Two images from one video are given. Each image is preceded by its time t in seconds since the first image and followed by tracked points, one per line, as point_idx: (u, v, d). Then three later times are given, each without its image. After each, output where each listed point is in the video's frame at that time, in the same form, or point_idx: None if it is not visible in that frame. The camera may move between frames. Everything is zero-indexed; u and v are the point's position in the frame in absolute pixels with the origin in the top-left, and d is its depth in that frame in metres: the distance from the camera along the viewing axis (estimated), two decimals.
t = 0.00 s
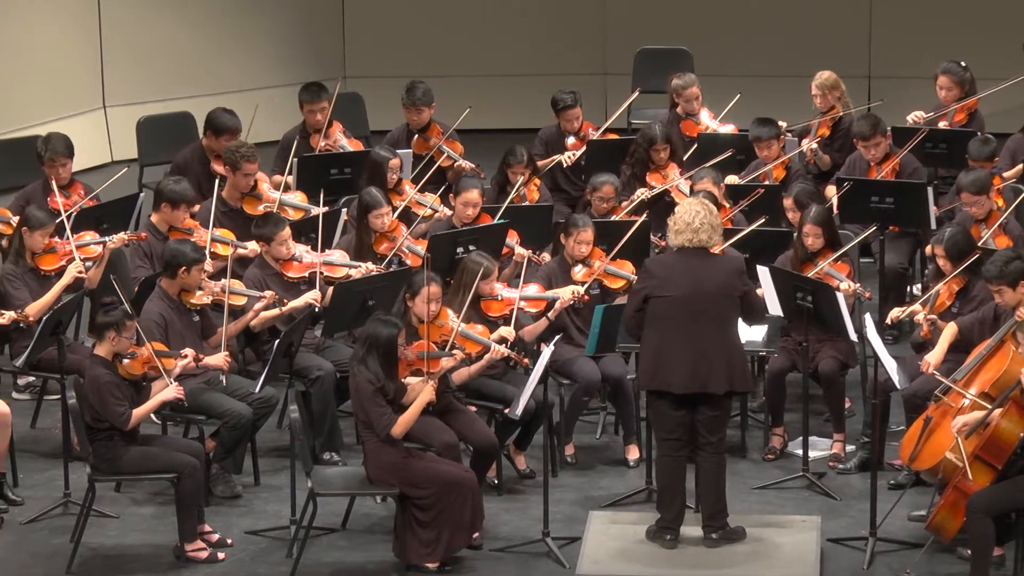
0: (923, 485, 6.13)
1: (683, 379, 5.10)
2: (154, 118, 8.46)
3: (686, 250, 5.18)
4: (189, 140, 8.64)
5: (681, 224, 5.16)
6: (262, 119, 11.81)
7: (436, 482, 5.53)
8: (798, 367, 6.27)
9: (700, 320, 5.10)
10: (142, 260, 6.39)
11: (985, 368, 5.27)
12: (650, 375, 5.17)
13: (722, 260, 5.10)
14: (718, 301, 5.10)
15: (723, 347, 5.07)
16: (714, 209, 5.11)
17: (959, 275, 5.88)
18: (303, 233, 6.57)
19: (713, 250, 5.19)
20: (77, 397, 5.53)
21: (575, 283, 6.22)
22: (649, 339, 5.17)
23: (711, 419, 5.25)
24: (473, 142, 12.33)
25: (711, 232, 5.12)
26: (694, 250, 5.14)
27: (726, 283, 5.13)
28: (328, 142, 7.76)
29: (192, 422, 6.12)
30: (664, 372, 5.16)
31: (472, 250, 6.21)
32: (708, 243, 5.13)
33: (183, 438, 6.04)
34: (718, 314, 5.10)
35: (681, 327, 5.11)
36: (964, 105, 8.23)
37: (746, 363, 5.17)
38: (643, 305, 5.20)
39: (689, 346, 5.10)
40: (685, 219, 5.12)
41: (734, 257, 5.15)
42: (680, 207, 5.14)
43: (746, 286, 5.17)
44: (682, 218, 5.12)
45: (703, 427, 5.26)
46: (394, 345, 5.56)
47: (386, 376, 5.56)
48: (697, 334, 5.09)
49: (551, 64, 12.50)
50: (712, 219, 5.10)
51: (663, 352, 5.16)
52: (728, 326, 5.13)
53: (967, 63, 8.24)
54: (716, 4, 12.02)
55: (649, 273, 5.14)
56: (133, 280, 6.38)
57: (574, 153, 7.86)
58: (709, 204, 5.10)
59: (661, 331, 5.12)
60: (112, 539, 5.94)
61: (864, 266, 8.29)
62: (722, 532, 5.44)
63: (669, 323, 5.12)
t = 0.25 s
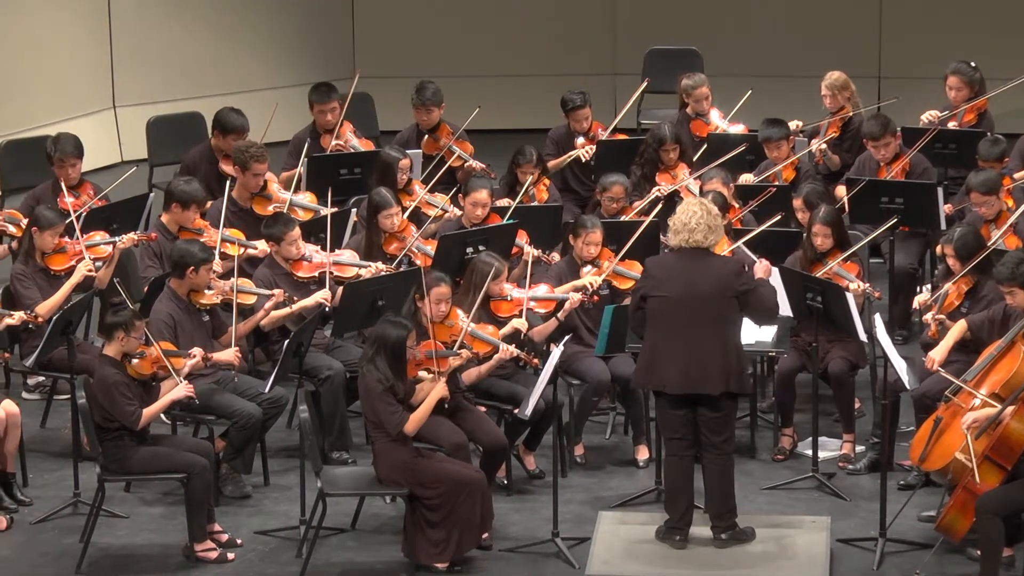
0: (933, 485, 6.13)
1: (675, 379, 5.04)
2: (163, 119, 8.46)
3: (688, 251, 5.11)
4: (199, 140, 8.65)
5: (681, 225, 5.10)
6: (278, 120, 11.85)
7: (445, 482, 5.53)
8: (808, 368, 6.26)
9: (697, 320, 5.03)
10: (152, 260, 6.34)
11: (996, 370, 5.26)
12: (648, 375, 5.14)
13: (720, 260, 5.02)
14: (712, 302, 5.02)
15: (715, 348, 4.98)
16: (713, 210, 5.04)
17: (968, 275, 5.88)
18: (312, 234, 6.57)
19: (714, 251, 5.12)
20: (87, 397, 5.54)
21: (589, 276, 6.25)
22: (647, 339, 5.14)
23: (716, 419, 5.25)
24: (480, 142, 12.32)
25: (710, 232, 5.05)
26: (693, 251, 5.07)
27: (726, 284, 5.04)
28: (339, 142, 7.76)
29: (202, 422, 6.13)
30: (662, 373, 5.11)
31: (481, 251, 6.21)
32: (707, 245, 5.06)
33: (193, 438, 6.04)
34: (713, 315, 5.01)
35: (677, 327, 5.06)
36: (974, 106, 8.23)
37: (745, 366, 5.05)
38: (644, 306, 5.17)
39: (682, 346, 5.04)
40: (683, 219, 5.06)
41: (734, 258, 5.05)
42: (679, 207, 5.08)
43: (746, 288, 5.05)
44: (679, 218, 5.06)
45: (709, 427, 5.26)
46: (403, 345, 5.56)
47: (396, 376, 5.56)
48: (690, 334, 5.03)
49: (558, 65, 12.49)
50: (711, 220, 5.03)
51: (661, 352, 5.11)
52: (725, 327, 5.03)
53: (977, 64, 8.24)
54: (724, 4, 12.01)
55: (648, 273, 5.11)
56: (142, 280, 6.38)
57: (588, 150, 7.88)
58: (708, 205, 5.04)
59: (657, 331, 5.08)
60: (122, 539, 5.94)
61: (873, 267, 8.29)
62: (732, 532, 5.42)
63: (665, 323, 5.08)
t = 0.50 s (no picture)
0: (942, 486, 6.13)
1: (670, 379, 5.01)
2: (172, 118, 8.47)
3: (688, 253, 5.06)
4: (207, 140, 8.65)
5: (683, 225, 5.04)
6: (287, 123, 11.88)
7: (454, 482, 5.53)
8: (817, 368, 6.26)
9: (696, 321, 4.99)
10: (159, 260, 6.38)
11: (1005, 370, 5.29)
12: (648, 374, 5.13)
13: (719, 261, 4.96)
14: (709, 302, 4.97)
15: (709, 348, 4.94)
16: (714, 211, 4.98)
17: (977, 275, 5.89)
18: (321, 234, 6.57)
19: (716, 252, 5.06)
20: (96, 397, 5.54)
21: (598, 276, 6.24)
22: (648, 338, 5.12)
23: (724, 420, 5.24)
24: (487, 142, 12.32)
25: (711, 233, 4.99)
26: (693, 252, 5.02)
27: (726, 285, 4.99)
28: (348, 142, 7.77)
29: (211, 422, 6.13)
30: (663, 373, 5.08)
31: (490, 251, 6.22)
32: (706, 245, 5.00)
33: (202, 438, 6.04)
34: (709, 315, 4.96)
35: (675, 327, 5.03)
36: (983, 106, 8.23)
37: (742, 367, 4.98)
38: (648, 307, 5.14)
39: (679, 346, 5.01)
40: (683, 219, 5.01)
41: (733, 258, 4.98)
42: (681, 208, 5.03)
43: (745, 288, 4.97)
44: (680, 219, 5.00)
45: (717, 428, 5.25)
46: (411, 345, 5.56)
47: (406, 375, 5.56)
48: (686, 334, 4.99)
49: (565, 65, 12.49)
50: (712, 221, 4.97)
51: (661, 352, 5.09)
52: (722, 327, 4.98)
53: (986, 64, 8.24)
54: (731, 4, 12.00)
55: (649, 273, 5.09)
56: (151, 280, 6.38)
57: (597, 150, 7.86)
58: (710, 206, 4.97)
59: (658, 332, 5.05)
60: (130, 539, 5.94)
61: (882, 267, 8.28)
62: (740, 533, 5.40)
63: (664, 322, 5.05)
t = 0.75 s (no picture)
0: (952, 487, 6.12)
1: (675, 379, 5.01)
2: (182, 118, 8.47)
3: (693, 254, 5.04)
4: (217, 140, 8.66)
5: (689, 226, 5.03)
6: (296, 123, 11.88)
7: (464, 482, 5.53)
8: (827, 368, 6.26)
9: (702, 321, 4.98)
10: (169, 261, 6.40)
11: (1016, 371, 5.32)
12: (656, 375, 5.13)
13: (723, 259, 4.94)
14: (714, 302, 4.96)
15: (712, 348, 4.93)
16: (719, 211, 4.96)
17: (990, 277, 5.88)
18: (331, 234, 6.57)
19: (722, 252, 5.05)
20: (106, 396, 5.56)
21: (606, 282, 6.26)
22: (656, 339, 5.12)
23: (733, 422, 5.23)
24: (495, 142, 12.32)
25: (716, 233, 4.98)
26: (698, 252, 5.01)
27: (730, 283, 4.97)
28: (358, 142, 7.77)
29: (221, 423, 6.13)
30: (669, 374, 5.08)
31: (501, 251, 6.21)
32: (711, 246, 4.99)
33: (212, 438, 6.05)
34: (713, 315, 4.95)
35: (680, 327, 5.03)
36: (994, 106, 8.22)
37: (747, 366, 4.96)
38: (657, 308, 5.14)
39: (684, 346, 5.00)
40: (688, 220, 5.00)
41: (738, 257, 4.96)
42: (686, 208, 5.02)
43: (749, 287, 4.95)
44: (685, 220, 4.99)
45: (727, 429, 5.24)
46: (421, 344, 5.56)
47: (416, 374, 5.57)
48: (690, 334, 4.99)
49: (573, 65, 12.49)
50: (717, 222, 4.96)
51: (668, 352, 5.09)
52: (727, 327, 4.96)
53: (997, 65, 8.24)
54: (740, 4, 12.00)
55: (655, 274, 5.09)
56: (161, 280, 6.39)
57: (601, 154, 7.85)
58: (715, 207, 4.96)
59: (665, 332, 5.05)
60: (140, 539, 5.94)
61: (892, 268, 8.28)
62: (750, 533, 5.40)
63: (669, 323, 5.05)
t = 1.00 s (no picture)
0: (962, 488, 6.12)
1: (687, 380, 5.00)
2: (192, 118, 8.47)
3: (704, 255, 5.03)
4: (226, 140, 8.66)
5: (698, 227, 5.02)
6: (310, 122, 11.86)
7: (474, 483, 5.54)
8: (837, 369, 6.26)
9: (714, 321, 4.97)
10: (179, 261, 6.40)
11: None
12: (667, 377, 5.12)
13: (736, 260, 4.95)
14: (727, 302, 4.95)
15: (725, 349, 4.92)
16: (729, 211, 4.97)
17: (1001, 278, 5.88)
18: (341, 234, 6.58)
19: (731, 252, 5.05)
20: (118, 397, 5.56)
21: (614, 284, 6.24)
22: (667, 341, 5.11)
23: (743, 423, 5.22)
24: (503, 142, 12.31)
25: (727, 234, 4.97)
26: (709, 253, 5.00)
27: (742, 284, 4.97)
28: (369, 143, 7.79)
29: (231, 423, 6.14)
30: (680, 375, 5.06)
31: (510, 252, 6.21)
32: (723, 246, 4.98)
33: (222, 439, 6.05)
34: (725, 316, 4.95)
35: (691, 328, 5.02)
36: (1004, 107, 8.21)
37: (760, 367, 4.95)
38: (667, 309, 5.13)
39: (696, 347, 4.99)
40: (699, 222, 4.99)
41: (749, 258, 4.96)
42: (695, 210, 5.01)
43: (762, 288, 4.95)
44: (695, 221, 4.99)
45: (738, 429, 5.23)
46: (432, 345, 5.57)
47: (427, 374, 5.57)
48: (702, 336, 4.98)
49: (581, 65, 12.48)
50: (727, 222, 4.96)
51: (679, 353, 5.07)
52: (739, 328, 4.96)
53: (1007, 65, 8.24)
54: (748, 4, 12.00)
55: (666, 275, 5.08)
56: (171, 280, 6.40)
57: (610, 156, 7.85)
58: (724, 207, 4.96)
59: (677, 333, 5.03)
60: (150, 539, 5.95)
61: (902, 269, 8.28)
62: (760, 534, 5.40)
63: (681, 324, 5.04)
